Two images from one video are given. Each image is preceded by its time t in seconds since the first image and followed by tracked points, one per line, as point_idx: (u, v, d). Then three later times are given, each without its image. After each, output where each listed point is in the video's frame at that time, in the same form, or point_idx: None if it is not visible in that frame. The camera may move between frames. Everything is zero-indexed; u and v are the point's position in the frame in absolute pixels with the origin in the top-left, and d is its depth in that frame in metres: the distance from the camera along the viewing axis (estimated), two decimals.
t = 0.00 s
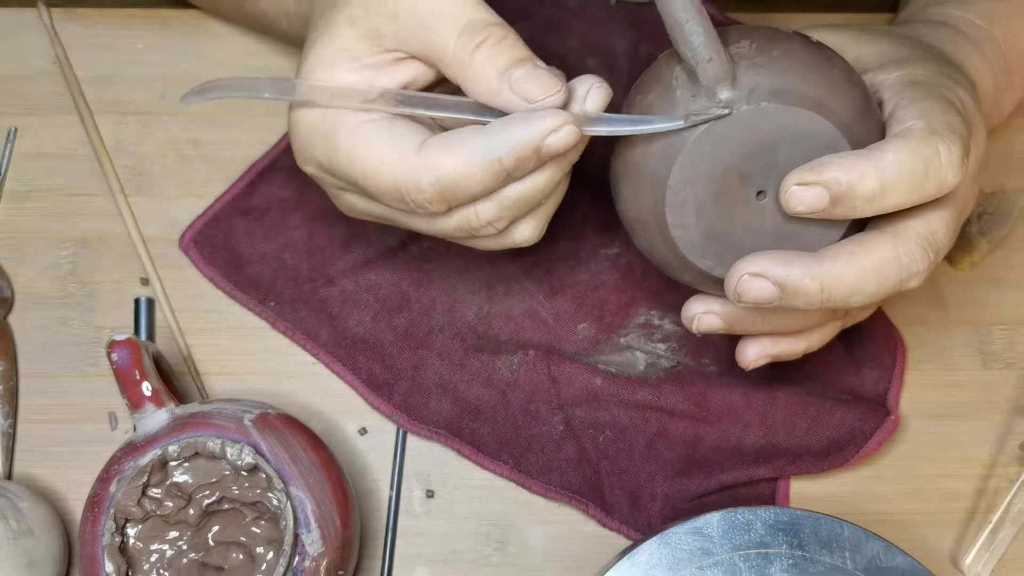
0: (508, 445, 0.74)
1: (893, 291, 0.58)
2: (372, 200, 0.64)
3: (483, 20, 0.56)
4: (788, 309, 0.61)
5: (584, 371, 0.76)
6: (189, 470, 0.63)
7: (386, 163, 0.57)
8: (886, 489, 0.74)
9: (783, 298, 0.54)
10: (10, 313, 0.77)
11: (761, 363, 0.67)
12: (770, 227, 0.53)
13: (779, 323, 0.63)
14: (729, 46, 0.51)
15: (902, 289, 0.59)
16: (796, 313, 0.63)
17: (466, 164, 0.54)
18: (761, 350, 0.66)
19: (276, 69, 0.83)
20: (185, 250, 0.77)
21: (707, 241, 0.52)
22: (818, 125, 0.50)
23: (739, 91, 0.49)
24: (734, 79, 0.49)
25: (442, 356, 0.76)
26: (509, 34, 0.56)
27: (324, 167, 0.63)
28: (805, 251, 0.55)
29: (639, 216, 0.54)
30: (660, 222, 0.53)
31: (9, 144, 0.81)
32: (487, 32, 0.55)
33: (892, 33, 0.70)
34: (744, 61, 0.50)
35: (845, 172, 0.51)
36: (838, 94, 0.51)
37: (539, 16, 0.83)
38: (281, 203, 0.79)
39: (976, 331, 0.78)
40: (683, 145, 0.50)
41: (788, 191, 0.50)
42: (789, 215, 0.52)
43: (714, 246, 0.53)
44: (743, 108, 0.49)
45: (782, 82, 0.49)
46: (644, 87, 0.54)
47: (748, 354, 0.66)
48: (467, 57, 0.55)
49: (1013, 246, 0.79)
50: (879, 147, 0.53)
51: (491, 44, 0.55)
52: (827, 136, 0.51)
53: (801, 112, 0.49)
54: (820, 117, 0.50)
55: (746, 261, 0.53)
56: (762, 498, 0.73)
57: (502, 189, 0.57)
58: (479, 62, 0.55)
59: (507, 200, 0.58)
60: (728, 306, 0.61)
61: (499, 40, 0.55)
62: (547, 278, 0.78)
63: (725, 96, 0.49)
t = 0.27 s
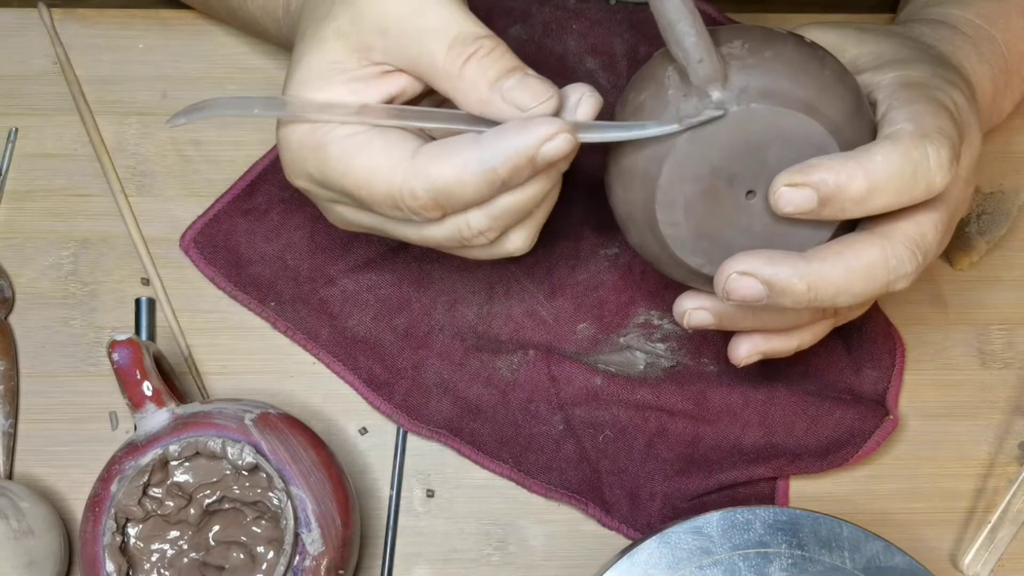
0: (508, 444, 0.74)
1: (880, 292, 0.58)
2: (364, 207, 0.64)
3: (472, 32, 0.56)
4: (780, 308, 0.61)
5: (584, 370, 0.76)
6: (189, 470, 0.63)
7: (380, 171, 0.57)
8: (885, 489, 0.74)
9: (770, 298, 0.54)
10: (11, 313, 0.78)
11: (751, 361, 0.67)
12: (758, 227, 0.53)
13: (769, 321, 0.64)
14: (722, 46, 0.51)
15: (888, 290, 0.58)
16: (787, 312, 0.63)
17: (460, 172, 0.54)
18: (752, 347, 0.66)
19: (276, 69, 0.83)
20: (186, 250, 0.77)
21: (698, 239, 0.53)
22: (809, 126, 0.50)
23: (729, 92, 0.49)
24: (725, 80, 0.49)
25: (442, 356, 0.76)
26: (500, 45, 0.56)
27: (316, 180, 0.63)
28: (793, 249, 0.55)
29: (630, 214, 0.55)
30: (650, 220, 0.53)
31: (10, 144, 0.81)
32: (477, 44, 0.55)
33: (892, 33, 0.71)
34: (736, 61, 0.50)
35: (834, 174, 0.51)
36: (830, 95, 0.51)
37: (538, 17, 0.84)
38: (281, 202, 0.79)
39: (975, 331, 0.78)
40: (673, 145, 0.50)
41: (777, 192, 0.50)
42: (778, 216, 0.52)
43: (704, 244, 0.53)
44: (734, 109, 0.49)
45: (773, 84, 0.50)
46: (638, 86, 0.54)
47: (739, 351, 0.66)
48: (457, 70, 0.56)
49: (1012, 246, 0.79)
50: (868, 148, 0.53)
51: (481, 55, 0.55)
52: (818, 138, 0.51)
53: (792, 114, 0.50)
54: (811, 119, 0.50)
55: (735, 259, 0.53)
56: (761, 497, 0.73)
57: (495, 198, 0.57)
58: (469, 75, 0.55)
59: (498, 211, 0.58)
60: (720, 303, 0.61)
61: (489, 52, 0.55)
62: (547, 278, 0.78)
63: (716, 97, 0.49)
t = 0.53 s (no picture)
0: (508, 444, 0.74)
1: (874, 293, 0.58)
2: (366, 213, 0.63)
3: (464, 27, 0.56)
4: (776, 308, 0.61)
5: (584, 370, 0.76)
6: (189, 470, 0.63)
7: (383, 175, 0.57)
8: (885, 489, 0.74)
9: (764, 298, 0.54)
10: (11, 313, 0.78)
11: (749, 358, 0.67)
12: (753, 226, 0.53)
13: (764, 321, 0.64)
14: (717, 47, 0.51)
15: (882, 290, 0.58)
16: (783, 312, 0.63)
17: (464, 168, 0.54)
18: (749, 345, 0.66)
19: (276, 69, 0.83)
20: (186, 250, 0.77)
21: (693, 238, 0.53)
22: (803, 127, 0.50)
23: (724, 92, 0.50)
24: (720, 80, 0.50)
25: (442, 356, 0.76)
26: (494, 39, 0.56)
27: (317, 188, 0.63)
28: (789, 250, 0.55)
29: (626, 212, 0.55)
30: (646, 219, 0.54)
31: (10, 144, 0.81)
32: (470, 40, 0.55)
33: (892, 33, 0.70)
34: (731, 61, 0.50)
35: (829, 174, 0.50)
36: (824, 97, 0.51)
37: (538, 17, 0.84)
38: (280, 202, 0.79)
39: (975, 331, 0.78)
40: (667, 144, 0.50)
41: (771, 193, 0.50)
42: (773, 217, 0.52)
43: (698, 242, 0.53)
44: (727, 109, 0.49)
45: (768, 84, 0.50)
46: (634, 85, 0.54)
47: (735, 348, 0.66)
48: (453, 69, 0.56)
49: (1012, 246, 0.79)
50: (863, 149, 0.52)
51: (476, 50, 0.55)
52: (812, 138, 0.51)
53: (786, 114, 0.50)
54: (805, 119, 0.50)
55: (730, 260, 0.53)
56: (761, 497, 0.73)
57: (500, 191, 0.57)
58: (465, 71, 0.55)
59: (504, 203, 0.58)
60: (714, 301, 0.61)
61: (484, 47, 0.55)
62: (547, 278, 0.78)
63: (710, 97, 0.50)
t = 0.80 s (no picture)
0: (508, 444, 0.74)
1: (868, 292, 0.58)
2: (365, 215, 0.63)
3: (467, 29, 0.56)
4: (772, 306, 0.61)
5: (584, 370, 0.76)
6: (189, 470, 0.63)
7: (388, 178, 0.57)
8: (885, 489, 0.74)
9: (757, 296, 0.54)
10: (11, 313, 0.78)
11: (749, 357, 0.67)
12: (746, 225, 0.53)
13: (760, 319, 0.64)
14: (711, 47, 0.51)
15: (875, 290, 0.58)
16: (781, 310, 0.63)
17: (469, 170, 0.54)
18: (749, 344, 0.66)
19: (276, 69, 0.83)
20: (186, 250, 0.77)
21: (687, 237, 0.53)
22: (797, 127, 0.50)
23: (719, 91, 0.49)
24: (714, 79, 0.50)
25: (443, 356, 0.76)
26: (497, 40, 0.56)
27: (319, 190, 0.63)
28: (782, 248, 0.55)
29: (622, 212, 0.55)
30: (641, 218, 0.54)
31: (10, 144, 0.81)
32: (472, 40, 0.55)
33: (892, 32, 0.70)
34: (726, 61, 0.50)
35: (822, 174, 0.50)
36: (819, 97, 0.51)
37: (538, 17, 0.83)
38: (281, 202, 0.79)
39: (975, 331, 0.78)
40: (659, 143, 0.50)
41: (764, 192, 0.50)
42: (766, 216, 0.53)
43: (694, 242, 0.53)
44: (721, 108, 0.49)
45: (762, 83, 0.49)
46: (629, 85, 0.54)
47: (734, 347, 0.66)
48: (456, 68, 0.55)
49: (1012, 246, 0.79)
50: (855, 149, 0.52)
51: (479, 51, 0.55)
52: (806, 138, 0.51)
53: (780, 114, 0.49)
54: (799, 119, 0.50)
55: (724, 258, 0.53)
56: (761, 497, 0.73)
57: (505, 193, 0.57)
58: (469, 72, 0.55)
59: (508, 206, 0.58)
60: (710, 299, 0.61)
61: (488, 47, 0.55)
62: (547, 278, 0.78)
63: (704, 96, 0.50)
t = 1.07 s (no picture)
0: (508, 444, 0.74)
1: (869, 292, 0.58)
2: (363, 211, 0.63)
3: (466, 31, 0.56)
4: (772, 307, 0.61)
5: (584, 370, 0.76)
6: (189, 470, 0.63)
7: (379, 173, 0.57)
8: (885, 488, 0.74)
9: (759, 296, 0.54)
10: (11, 313, 0.78)
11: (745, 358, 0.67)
12: (747, 224, 0.53)
13: (762, 318, 0.64)
14: (711, 47, 0.51)
15: (877, 290, 0.58)
16: (781, 309, 0.63)
17: (461, 172, 0.54)
18: (746, 345, 0.66)
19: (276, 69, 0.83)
20: (186, 250, 0.77)
21: (687, 236, 0.53)
22: (796, 128, 0.50)
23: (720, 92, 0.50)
24: (714, 80, 0.50)
25: (443, 356, 0.76)
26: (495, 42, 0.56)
27: (309, 184, 0.62)
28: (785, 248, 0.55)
29: (622, 212, 0.55)
30: (641, 217, 0.54)
31: (10, 144, 0.81)
32: (473, 40, 0.55)
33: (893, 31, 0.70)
34: (725, 62, 0.50)
35: (821, 174, 0.50)
36: (820, 97, 0.51)
37: (538, 17, 0.83)
38: (280, 202, 0.79)
39: (975, 330, 0.78)
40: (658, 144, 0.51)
41: (764, 192, 0.50)
42: (766, 215, 0.53)
43: (695, 242, 0.54)
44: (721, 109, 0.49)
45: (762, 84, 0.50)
46: (630, 85, 0.54)
47: (733, 347, 0.66)
48: (451, 70, 0.56)
49: (1012, 246, 0.79)
50: (853, 149, 0.52)
51: (478, 52, 0.55)
52: (806, 138, 0.51)
53: (778, 114, 0.50)
54: (798, 120, 0.50)
55: (725, 258, 0.53)
56: (761, 497, 0.73)
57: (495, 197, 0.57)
58: (467, 73, 0.55)
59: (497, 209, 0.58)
60: (710, 297, 0.61)
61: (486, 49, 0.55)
62: (547, 278, 0.78)
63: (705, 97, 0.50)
